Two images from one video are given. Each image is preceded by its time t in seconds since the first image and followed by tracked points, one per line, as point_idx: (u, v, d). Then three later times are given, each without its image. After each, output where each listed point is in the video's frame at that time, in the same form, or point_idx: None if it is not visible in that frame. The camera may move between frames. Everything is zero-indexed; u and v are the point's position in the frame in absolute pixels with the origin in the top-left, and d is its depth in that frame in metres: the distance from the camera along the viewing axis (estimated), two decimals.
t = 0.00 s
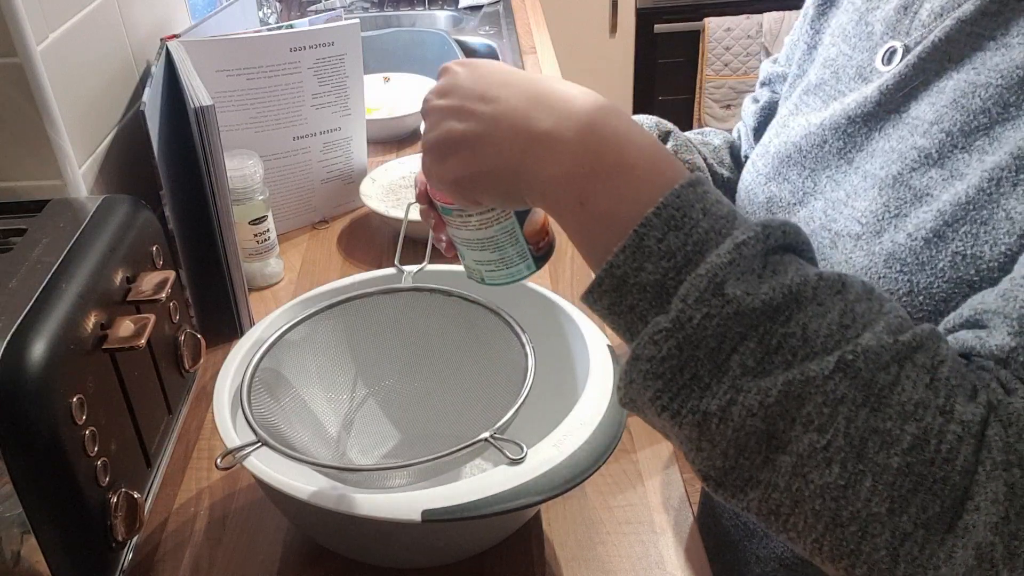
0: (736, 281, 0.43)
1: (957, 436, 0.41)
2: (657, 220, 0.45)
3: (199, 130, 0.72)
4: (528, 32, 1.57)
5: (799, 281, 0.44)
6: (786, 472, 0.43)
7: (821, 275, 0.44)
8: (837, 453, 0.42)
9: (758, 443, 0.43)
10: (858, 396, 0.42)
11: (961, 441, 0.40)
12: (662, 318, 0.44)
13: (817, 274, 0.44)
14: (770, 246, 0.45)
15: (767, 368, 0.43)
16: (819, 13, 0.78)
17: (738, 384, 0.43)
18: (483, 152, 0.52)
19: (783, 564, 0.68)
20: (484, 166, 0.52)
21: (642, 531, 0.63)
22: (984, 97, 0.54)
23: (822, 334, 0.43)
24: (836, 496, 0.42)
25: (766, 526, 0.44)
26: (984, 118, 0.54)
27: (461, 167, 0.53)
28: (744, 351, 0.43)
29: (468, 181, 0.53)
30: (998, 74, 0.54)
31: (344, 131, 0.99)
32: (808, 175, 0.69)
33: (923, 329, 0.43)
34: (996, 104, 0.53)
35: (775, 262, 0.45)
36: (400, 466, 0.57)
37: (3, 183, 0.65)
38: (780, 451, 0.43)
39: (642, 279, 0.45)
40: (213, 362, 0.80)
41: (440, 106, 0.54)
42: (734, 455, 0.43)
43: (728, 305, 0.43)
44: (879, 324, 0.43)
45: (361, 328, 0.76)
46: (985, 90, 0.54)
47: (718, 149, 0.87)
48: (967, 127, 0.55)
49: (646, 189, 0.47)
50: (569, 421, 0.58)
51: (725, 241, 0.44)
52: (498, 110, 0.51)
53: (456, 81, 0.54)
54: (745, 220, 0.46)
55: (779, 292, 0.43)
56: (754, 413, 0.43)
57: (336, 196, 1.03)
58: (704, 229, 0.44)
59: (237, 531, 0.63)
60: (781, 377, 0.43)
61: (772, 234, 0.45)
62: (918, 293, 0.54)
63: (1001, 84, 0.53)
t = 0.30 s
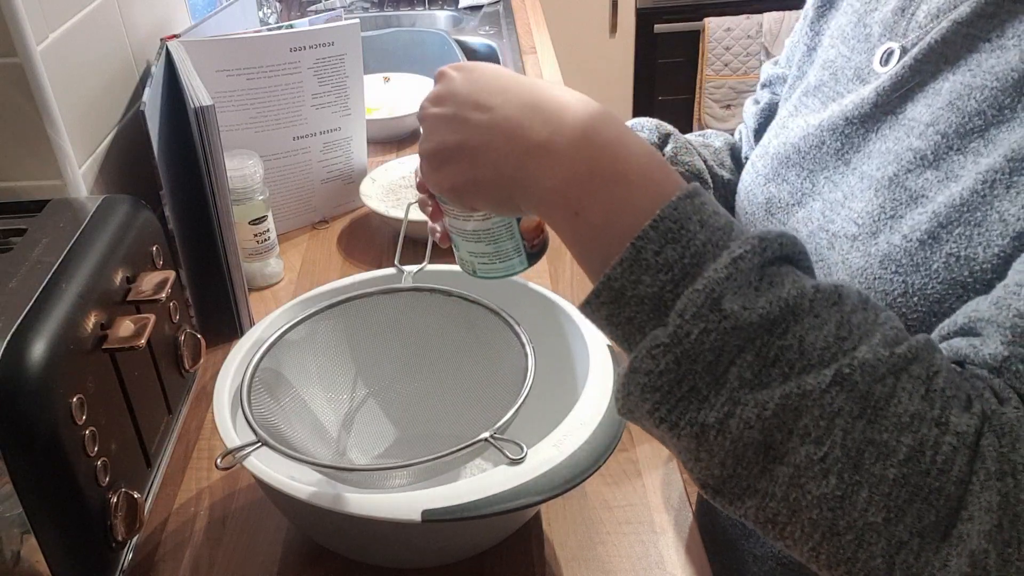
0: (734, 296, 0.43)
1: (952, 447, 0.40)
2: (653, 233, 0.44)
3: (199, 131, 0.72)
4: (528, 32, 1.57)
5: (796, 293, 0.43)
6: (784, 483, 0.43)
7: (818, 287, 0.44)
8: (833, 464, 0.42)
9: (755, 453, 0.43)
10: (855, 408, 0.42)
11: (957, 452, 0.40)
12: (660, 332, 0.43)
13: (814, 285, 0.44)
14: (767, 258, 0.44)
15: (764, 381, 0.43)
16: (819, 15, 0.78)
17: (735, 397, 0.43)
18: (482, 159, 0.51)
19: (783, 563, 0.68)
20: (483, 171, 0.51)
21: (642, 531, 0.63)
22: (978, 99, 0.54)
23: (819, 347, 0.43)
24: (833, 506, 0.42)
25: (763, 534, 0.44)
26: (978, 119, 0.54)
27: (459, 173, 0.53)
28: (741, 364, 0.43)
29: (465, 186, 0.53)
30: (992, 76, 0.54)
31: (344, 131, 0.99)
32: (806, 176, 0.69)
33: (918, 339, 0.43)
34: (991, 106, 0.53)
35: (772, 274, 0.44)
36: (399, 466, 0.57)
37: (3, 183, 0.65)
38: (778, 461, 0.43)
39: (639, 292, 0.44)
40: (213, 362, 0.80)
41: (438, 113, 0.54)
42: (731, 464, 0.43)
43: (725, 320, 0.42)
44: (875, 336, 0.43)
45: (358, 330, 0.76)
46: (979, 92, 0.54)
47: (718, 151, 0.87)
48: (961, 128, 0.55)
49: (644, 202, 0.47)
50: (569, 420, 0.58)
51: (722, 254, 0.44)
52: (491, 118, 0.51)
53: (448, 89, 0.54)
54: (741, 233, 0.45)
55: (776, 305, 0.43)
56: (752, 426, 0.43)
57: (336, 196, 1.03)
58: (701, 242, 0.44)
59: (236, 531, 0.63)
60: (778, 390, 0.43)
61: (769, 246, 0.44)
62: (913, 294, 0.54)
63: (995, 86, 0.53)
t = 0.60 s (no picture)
0: (739, 324, 0.42)
1: (961, 467, 0.40)
2: (655, 259, 0.43)
3: (199, 130, 0.72)
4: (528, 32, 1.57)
5: (800, 318, 0.42)
6: (794, 505, 0.42)
7: (822, 309, 0.43)
8: (844, 486, 0.41)
9: (765, 476, 0.43)
10: (865, 432, 0.41)
11: (966, 473, 0.40)
12: (665, 362, 0.42)
13: (818, 307, 0.43)
14: (769, 282, 0.43)
15: (771, 407, 0.42)
16: (820, 15, 0.78)
17: (743, 423, 0.42)
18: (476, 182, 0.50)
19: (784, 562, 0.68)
20: (479, 194, 0.50)
21: (642, 532, 0.63)
22: (981, 101, 0.54)
23: (826, 371, 0.42)
24: (845, 528, 0.42)
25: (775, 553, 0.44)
26: (981, 122, 0.54)
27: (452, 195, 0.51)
28: (748, 390, 0.42)
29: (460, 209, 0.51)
30: (996, 79, 0.54)
31: (344, 131, 0.99)
32: (808, 177, 0.69)
33: (923, 359, 0.42)
34: (993, 109, 0.53)
35: (775, 297, 0.43)
36: (400, 466, 0.57)
37: (3, 183, 0.65)
38: (788, 484, 0.42)
39: (643, 319, 0.43)
40: (213, 362, 0.80)
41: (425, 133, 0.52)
42: (741, 487, 0.43)
43: (731, 349, 0.42)
44: (882, 358, 0.42)
45: (358, 332, 0.76)
46: (982, 94, 0.54)
47: (712, 150, 0.87)
48: (965, 130, 0.55)
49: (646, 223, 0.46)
50: (569, 420, 0.58)
51: (725, 280, 0.43)
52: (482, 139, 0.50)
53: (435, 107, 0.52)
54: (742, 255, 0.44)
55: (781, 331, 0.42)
56: (762, 453, 0.42)
57: (337, 196, 1.03)
58: (703, 268, 0.43)
59: (236, 531, 0.63)
60: (787, 416, 0.42)
61: (771, 269, 0.43)
62: (916, 296, 0.54)
63: (998, 89, 0.53)
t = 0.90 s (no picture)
0: (780, 348, 0.41)
1: (994, 492, 0.41)
2: (692, 277, 0.41)
3: (199, 130, 0.72)
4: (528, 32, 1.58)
5: (840, 341, 0.42)
6: (825, 524, 0.43)
7: (860, 331, 0.43)
8: (877, 509, 0.42)
9: (797, 496, 0.43)
10: (901, 457, 0.42)
11: (998, 497, 0.41)
12: (702, 383, 0.42)
13: (856, 329, 0.43)
14: (809, 303, 0.42)
15: (806, 429, 0.42)
16: (819, 16, 0.78)
17: (779, 446, 0.42)
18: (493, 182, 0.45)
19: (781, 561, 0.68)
20: (497, 195, 0.45)
21: (642, 531, 0.63)
22: (984, 103, 0.54)
23: (863, 395, 0.42)
24: (875, 548, 0.43)
25: (798, 566, 0.45)
26: (985, 125, 0.53)
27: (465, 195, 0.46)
28: (784, 413, 0.42)
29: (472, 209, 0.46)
30: (1000, 81, 0.53)
31: (344, 131, 0.99)
32: (810, 177, 0.69)
33: (958, 381, 0.42)
34: (996, 110, 0.53)
35: (813, 318, 0.42)
36: (400, 466, 0.57)
37: (3, 183, 0.65)
38: (820, 504, 0.43)
39: (677, 337, 0.42)
40: (214, 362, 0.80)
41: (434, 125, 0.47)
42: (773, 505, 0.43)
43: (771, 374, 0.41)
44: (919, 382, 0.42)
45: (356, 330, 0.76)
46: (985, 96, 0.54)
47: (712, 151, 0.86)
48: (968, 132, 0.54)
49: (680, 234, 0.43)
50: (569, 421, 0.58)
51: (765, 299, 0.42)
52: (496, 134, 0.45)
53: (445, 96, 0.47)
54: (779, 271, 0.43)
55: (821, 355, 0.41)
56: (798, 476, 0.42)
57: (337, 196, 1.03)
58: (742, 286, 0.41)
59: (237, 531, 0.63)
60: (824, 441, 0.42)
61: (811, 290, 0.42)
62: (918, 298, 0.55)
63: (1001, 89, 0.53)
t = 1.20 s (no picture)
0: (836, 443, 0.46)
1: None
2: (763, 388, 0.49)
3: (199, 130, 0.72)
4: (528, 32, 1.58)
5: (892, 433, 0.47)
6: None
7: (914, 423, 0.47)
8: None
9: None
10: (961, 536, 0.44)
11: None
12: (775, 478, 0.47)
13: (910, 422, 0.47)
14: (866, 403, 0.47)
15: (874, 515, 0.46)
16: (816, 18, 0.78)
17: (851, 531, 0.46)
18: (594, 294, 0.53)
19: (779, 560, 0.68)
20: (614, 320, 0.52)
21: (642, 532, 0.63)
22: (975, 112, 0.54)
23: (921, 481, 0.46)
24: None
25: None
26: (977, 135, 0.54)
27: (567, 301, 0.53)
28: (851, 501, 0.46)
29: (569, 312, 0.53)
30: (990, 92, 0.54)
31: (344, 131, 0.99)
32: (801, 179, 0.69)
33: (1012, 459, 0.44)
34: (988, 121, 0.54)
35: (871, 416, 0.47)
36: (400, 466, 0.57)
37: (3, 183, 0.65)
38: None
39: (757, 442, 0.48)
40: (213, 362, 0.80)
41: (541, 241, 0.57)
42: None
43: (830, 464, 0.46)
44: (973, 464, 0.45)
45: (355, 330, 0.76)
46: (977, 107, 0.54)
47: (733, 143, 0.87)
48: (959, 142, 0.55)
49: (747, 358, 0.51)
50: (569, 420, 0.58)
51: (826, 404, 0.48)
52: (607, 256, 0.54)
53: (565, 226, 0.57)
54: (841, 382, 0.49)
55: (874, 446, 0.46)
56: (869, 559, 0.46)
57: (336, 196, 1.03)
58: (807, 395, 0.48)
59: (237, 530, 0.63)
60: (887, 525, 0.46)
61: (867, 392, 0.47)
62: (910, 304, 0.56)
63: (992, 100, 0.54)
